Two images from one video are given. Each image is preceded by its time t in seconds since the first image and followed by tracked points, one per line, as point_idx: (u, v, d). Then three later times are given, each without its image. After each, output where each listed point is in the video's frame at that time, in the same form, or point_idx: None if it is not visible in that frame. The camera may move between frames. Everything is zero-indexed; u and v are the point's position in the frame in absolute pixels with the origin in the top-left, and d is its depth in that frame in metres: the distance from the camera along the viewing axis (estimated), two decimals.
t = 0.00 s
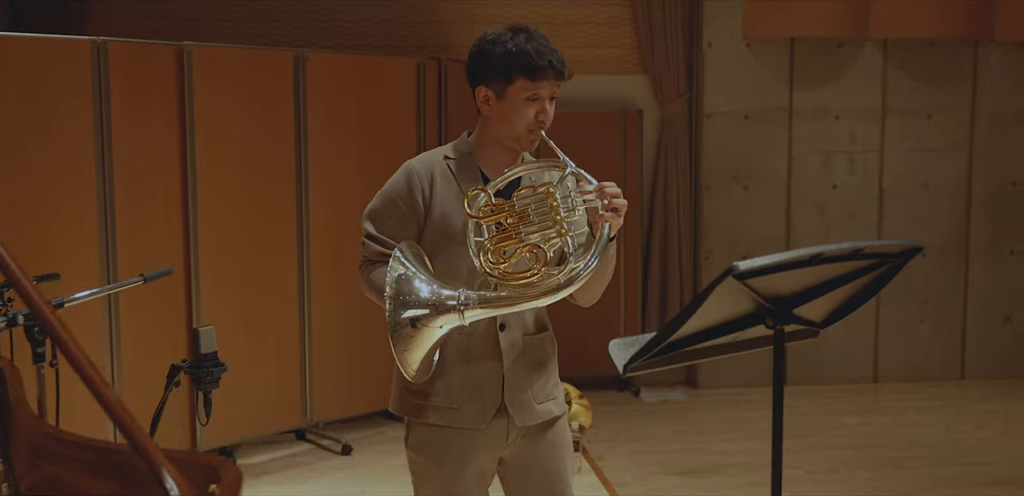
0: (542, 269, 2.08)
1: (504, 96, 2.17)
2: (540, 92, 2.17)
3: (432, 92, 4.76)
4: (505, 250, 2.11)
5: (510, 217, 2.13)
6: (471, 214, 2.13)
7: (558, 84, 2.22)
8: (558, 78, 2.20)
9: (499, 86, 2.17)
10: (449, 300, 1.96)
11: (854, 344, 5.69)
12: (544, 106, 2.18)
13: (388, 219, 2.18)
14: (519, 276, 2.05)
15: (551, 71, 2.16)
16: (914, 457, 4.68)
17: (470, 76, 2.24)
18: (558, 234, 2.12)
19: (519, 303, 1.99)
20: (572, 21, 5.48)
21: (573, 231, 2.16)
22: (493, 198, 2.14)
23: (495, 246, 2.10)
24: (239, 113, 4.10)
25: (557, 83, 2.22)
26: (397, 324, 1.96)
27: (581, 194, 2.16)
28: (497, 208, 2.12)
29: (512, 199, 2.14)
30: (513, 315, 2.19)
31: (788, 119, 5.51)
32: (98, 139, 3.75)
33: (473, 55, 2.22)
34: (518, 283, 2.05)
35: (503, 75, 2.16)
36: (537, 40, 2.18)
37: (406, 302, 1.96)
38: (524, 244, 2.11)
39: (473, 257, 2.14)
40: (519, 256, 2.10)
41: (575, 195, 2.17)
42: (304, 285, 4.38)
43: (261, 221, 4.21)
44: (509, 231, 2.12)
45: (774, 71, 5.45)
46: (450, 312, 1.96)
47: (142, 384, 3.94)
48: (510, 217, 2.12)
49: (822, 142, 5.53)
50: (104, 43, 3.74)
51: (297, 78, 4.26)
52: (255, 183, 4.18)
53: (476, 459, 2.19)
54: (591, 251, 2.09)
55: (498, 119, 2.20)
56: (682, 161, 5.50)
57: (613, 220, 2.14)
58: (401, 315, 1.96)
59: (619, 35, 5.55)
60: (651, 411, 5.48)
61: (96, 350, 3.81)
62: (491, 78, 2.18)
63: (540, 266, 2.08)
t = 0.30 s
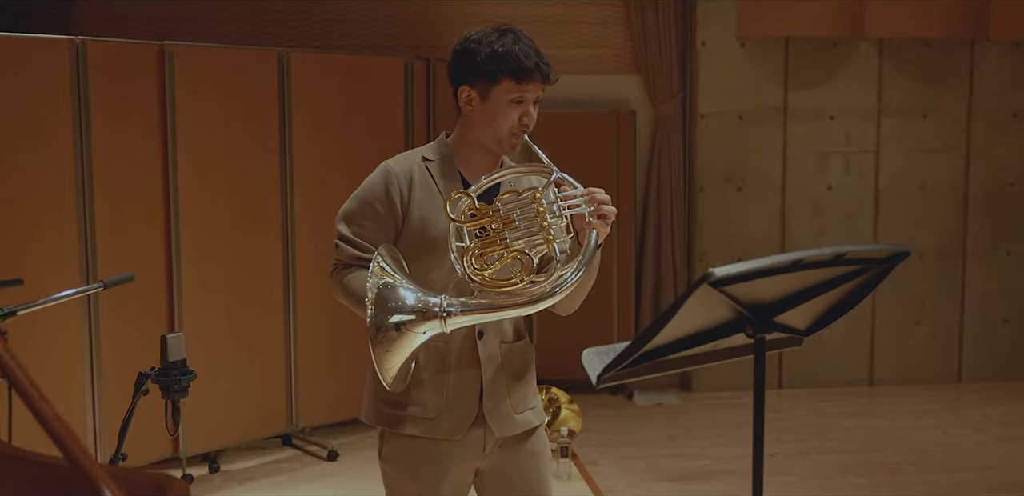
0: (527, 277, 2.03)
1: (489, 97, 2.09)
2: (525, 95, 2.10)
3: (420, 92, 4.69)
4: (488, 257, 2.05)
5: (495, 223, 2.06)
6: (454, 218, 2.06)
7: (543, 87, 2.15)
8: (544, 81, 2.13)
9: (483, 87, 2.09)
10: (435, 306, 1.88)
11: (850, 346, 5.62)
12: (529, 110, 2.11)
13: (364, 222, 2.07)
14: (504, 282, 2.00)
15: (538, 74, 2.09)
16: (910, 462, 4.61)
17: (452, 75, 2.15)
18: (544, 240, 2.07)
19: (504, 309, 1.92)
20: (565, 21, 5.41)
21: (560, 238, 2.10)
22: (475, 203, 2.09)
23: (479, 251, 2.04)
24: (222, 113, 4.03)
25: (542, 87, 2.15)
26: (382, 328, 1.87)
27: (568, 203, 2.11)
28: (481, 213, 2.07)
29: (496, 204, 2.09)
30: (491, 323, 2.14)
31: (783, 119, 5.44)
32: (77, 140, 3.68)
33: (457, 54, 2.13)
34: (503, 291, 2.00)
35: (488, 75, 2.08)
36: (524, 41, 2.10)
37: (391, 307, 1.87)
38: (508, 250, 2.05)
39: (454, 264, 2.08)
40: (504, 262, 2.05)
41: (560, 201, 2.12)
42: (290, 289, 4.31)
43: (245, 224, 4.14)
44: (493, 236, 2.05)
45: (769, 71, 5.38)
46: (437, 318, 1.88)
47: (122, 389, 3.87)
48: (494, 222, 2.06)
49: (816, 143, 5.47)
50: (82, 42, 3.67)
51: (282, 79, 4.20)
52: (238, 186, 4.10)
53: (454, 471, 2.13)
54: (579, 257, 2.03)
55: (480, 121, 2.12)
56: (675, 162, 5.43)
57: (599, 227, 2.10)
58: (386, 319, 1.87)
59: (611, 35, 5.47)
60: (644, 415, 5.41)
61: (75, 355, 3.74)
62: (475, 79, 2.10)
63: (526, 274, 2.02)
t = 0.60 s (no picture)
0: (514, 287, 1.97)
1: (474, 100, 2.01)
2: (511, 98, 2.02)
3: (410, 92, 4.63)
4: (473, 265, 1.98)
5: (481, 229, 1.99)
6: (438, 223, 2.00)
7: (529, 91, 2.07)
8: (530, 85, 2.05)
9: (469, 89, 2.01)
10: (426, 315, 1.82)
11: (848, 349, 5.55)
12: (514, 114, 2.03)
13: (343, 226, 1.99)
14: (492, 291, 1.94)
15: (524, 77, 2.01)
16: (907, 467, 4.54)
17: (434, 75, 2.06)
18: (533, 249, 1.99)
19: (493, 319, 1.84)
20: (558, 20, 5.35)
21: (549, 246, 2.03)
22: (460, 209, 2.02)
23: (464, 259, 1.97)
24: (207, 115, 3.97)
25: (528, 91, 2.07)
26: (373, 336, 1.80)
27: (557, 211, 2.03)
28: (467, 219, 1.99)
29: (482, 210, 2.02)
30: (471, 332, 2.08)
31: (779, 119, 5.37)
32: (57, 141, 3.62)
33: (442, 53, 2.04)
34: (490, 300, 1.94)
35: (473, 77, 2.00)
36: (511, 43, 2.02)
37: (381, 314, 1.81)
38: (496, 258, 1.98)
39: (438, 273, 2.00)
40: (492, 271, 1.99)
41: (549, 209, 2.04)
42: (277, 293, 4.25)
43: (231, 227, 4.08)
44: (480, 244, 1.98)
45: (765, 71, 5.31)
46: (426, 327, 1.81)
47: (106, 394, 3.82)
48: (481, 228, 1.99)
49: (814, 143, 5.40)
50: (63, 42, 3.61)
51: (269, 79, 4.14)
52: (223, 188, 4.04)
53: (432, 482, 2.07)
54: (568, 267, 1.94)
55: (464, 123, 2.03)
56: (671, 164, 5.37)
57: (589, 236, 2.02)
58: (377, 327, 1.80)
59: (605, 35, 5.40)
60: (639, 419, 5.35)
61: (57, 360, 3.69)
62: (459, 80, 2.02)
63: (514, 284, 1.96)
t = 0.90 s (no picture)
0: (513, 292, 1.92)
1: (467, 96, 1.95)
2: (505, 96, 1.96)
3: (408, 86, 4.57)
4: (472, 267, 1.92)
5: (479, 230, 1.95)
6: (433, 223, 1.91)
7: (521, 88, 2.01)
8: (523, 82, 1.99)
9: (462, 85, 1.94)
10: (427, 317, 1.77)
11: (852, 346, 5.49)
12: (506, 111, 1.97)
13: (331, 226, 1.90)
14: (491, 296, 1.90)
15: (518, 75, 1.95)
16: (910, 466, 4.48)
17: (425, 70, 1.99)
18: (532, 251, 1.96)
19: (494, 323, 1.79)
20: (559, 13, 5.29)
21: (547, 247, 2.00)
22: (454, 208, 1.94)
23: (463, 260, 1.91)
24: (200, 108, 3.92)
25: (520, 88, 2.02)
26: (375, 339, 1.75)
27: (556, 211, 2.00)
28: (464, 221, 1.94)
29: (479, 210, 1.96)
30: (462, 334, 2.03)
31: (782, 113, 5.30)
32: (47, 135, 3.57)
33: (433, 48, 1.97)
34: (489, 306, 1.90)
35: (468, 73, 1.93)
36: (505, 39, 1.95)
37: (382, 317, 1.76)
38: (494, 261, 1.93)
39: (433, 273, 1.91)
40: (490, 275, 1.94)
41: (547, 209, 2.01)
42: (273, 289, 4.20)
43: (224, 223, 4.02)
44: (478, 245, 1.93)
45: (768, 64, 5.25)
46: (427, 331, 1.77)
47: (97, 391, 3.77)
48: (479, 230, 1.94)
49: (818, 138, 5.34)
50: (53, 34, 3.55)
51: (263, 71, 4.08)
52: (216, 183, 3.98)
53: (421, 488, 2.02)
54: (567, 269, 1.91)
55: (456, 121, 1.97)
56: (673, 159, 5.30)
57: (587, 237, 2.00)
58: (379, 331, 1.75)
59: (607, 28, 5.32)
60: (640, 416, 5.29)
61: (47, 356, 3.64)
62: (452, 75, 1.95)
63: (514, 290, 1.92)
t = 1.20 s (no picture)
0: (513, 288, 1.85)
1: (457, 86, 1.89)
2: (495, 85, 1.90)
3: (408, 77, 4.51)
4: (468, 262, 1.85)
5: (475, 223, 1.87)
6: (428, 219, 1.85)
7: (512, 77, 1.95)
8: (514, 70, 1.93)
9: (451, 74, 1.88)
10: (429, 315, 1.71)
11: (857, 340, 5.42)
12: (498, 101, 1.92)
13: (319, 223, 1.83)
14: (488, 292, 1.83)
15: (509, 63, 1.89)
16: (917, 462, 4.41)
17: (412, 59, 1.93)
18: (532, 244, 1.88)
19: (494, 320, 1.72)
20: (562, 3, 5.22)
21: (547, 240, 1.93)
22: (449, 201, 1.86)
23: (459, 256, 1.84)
24: (196, 98, 3.86)
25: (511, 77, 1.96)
26: (378, 340, 1.69)
27: (555, 203, 1.91)
28: (459, 215, 1.87)
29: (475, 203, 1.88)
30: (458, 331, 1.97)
31: (789, 105, 5.23)
32: (40, 126, 3.51)
33: (421, 36, 1.92)
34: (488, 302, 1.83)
35: (457, 62, 1.87)
36: (496, 27, 1.90)
37: (383, 318, 1.70)
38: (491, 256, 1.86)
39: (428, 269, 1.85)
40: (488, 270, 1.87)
41: (546, 201, 1.92)
42: (269, 283, 4.15)
43: (221, 215, 3.97)
44: (474, 240, 1.85)
45: (774, 55, 5.17)
46: (429, 330, 1.71)
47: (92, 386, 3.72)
48: (475, 224, 1.86)
49: (824, 130, 5.26)
50: (46, 23, 3.49)
51: (261, 60, 4.02)
52: (212, 175, 3.93)
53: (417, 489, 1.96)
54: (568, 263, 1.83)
55: (445, 111, 1.91)
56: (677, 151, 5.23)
57: (587, 229, 1.92)
58: (380, 332, 1.69)
59: (611, 18, 5.26)
60: (643, 411, 5.23)
61: (40, 350, 3.59)
62: (440, 65, 1.89)
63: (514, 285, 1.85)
